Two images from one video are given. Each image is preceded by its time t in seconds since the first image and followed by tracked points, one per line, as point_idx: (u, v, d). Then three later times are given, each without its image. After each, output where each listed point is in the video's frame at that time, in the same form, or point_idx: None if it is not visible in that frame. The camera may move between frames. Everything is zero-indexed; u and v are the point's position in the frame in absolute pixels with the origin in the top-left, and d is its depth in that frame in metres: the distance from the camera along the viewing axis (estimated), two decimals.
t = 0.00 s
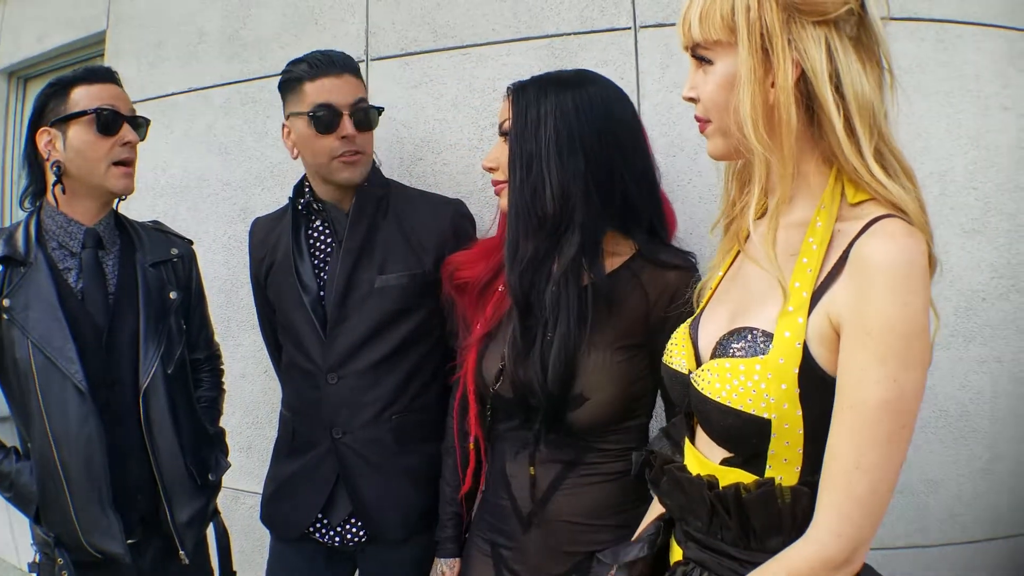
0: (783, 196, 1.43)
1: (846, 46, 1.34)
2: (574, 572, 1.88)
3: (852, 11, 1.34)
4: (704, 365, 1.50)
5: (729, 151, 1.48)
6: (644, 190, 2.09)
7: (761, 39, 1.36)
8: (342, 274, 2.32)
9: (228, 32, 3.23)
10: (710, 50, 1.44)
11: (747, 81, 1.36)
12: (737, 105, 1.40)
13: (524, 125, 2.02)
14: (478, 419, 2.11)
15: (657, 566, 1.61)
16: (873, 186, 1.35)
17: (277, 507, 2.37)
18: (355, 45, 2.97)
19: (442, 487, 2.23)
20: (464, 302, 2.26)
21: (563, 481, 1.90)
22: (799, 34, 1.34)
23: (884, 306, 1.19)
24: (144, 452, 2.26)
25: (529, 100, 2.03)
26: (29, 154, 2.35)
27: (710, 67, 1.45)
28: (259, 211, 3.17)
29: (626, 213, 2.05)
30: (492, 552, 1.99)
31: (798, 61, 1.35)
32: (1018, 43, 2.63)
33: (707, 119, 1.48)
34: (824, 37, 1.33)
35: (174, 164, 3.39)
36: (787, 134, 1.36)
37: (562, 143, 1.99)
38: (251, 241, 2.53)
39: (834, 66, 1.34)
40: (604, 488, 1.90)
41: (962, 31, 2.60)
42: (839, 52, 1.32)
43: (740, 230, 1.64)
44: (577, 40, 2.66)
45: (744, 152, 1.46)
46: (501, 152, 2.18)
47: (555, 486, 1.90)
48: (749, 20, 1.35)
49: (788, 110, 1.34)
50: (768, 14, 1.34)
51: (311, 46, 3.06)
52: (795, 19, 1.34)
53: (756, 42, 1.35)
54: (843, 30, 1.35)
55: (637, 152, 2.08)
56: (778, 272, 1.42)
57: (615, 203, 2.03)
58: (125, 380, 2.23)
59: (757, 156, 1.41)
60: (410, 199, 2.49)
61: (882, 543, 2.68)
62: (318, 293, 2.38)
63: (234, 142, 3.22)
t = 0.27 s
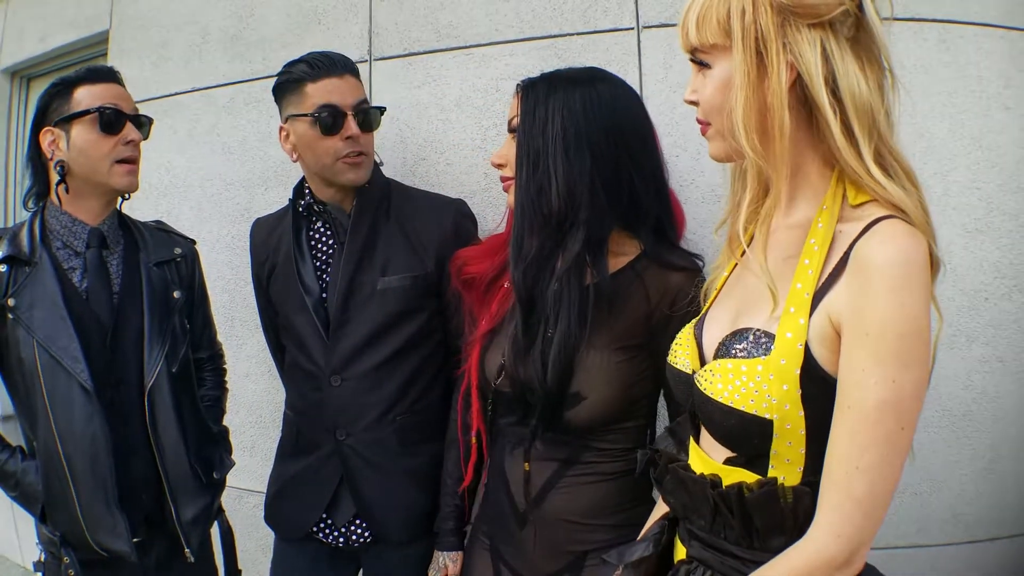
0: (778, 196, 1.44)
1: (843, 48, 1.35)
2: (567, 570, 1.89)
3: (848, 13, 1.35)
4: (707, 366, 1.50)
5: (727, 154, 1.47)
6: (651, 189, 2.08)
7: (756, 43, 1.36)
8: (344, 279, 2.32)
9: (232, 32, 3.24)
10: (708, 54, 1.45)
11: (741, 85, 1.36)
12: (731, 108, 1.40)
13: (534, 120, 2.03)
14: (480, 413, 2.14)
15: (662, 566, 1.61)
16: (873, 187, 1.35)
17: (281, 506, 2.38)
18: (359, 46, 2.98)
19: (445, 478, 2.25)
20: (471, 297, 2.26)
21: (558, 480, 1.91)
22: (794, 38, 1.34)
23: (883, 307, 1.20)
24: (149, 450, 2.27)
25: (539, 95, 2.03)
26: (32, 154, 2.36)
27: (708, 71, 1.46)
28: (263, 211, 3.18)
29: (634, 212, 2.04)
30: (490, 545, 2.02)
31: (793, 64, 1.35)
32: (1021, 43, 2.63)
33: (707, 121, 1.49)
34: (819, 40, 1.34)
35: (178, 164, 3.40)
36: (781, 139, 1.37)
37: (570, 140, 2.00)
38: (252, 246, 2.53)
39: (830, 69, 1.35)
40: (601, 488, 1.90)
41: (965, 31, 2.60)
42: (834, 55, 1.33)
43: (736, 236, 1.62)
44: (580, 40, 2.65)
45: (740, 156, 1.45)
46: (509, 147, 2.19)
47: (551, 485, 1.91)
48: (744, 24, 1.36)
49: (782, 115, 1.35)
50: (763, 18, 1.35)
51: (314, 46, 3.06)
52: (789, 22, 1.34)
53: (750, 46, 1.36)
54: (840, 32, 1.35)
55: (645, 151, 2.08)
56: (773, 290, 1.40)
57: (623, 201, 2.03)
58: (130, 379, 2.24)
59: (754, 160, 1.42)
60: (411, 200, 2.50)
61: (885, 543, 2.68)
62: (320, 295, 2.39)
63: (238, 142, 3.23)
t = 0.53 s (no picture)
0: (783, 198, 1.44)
1: (848, 49, 1.34)
2: (568, 570, 1.88)
3: (853, 15, 1.34)
4: (712, 365, 1.50)
5: (733, 156, 1.48)
6: (656, 189, 2.08)
7: (761, 46, 1.36)
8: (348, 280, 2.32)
9: (235, 32, 3.24)
10: (713, 57, 1.45)
11: (746, 88, 1.37)
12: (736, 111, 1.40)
13: (543, 119, 2.03)
14: (483, 411, 2.13)
15: (666, 565, 1.61)
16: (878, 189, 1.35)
17: (285, 506, 2.38)
18: (362, 46, 2.98)
19: (449, 476, 2.26)
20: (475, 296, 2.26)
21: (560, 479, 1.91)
22: (798, 40, 1.34)
23: (887, 308, 1.20)
24: (152, 450, 2.27)
25: (547, 95, 2.03)
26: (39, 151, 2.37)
27: (713, 73, 1.46)
28: (266, 210, 3.18)
29: (639, 212, 2.05)
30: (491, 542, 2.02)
31: (798, 66, 1.35)
32: None
33: (712, 123, 1.49)
34: (824, 41, 1.34)
35: (181, 164, 3.40)
36: (787, 143, 1.38)
37: (576, 139, 2.00)
38: (252, 246, 2.53)
39: (836, 70, 1.34)
40: (603, 487, 1.90)
41: (969, 31, 2.59)
42: (839, 56, 1.33)
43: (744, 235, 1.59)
44: (583, 41, 2.65)
45: (746, 158, 1.46)
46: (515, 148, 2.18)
47: (552, 485, 1.91)
48: (749, 27, 1.36)
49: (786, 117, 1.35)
50: (767, 20, 1.35)
51: (318, 46, 3.06)
52: (794, 24, 1.34)
53: (755, 49, 1.36)
54: (845, 32, 1.35)
55: (650, 151, 2.09)
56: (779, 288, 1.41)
57: (628, 202, 2.03)
58: (133, 379, 2.24)
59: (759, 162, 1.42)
60: (413, 200, 2.51)
61: (888, 543, 2.68)
62: (322, 296, 2.39)
63: (241, 142, 3.23)
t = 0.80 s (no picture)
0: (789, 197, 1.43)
1: (852, 50, 1.34)
2: (573, 569, 1.88)
3: (857, 16, 1.34)
4: (717, 365, 1.50)
5: (737, 156, 1.48)
6: (659, 188, 2.08)
7: (765, 46, 1.36)
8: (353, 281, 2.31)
9: (237, 32, 3.24)
10: (717, 57, 1.45)
11: (749, 89, 1.37)
12: (740, 112, 1.40)
13: (547, 121, 2.03)
14: (490, 412, 2.14)
15: (671, 565, 1.61)
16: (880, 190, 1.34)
17: (288, 506, 2.38)
18: (364, 46, 2.98)
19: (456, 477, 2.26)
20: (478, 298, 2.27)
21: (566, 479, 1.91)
22: (803, 41, 1.34)
23: (891, 309, 1.19)
24: (153, 449, 2.27)
25: (552, 96, 2.03)
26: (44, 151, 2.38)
27: (717, 74, 1.47)
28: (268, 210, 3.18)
29: (642, 212, 2.05)
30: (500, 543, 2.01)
31: (803, 67, 1.35)
32: None
33: (717, 123, 1.49)
34: (828, 43, 1.34)
35: (183, 163, 3.40)
36: (790, 144, 1.37)
37: (580, 139, 2.00)
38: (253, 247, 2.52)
39: (840, 71, 1.34)
40: (608, 487, 1.90)
41: (972, 31, 2.59)
42: (843, 57, 1.32)
43: (748, 236, 1.60)
44: (585, 40, 2.64)
45: (750, 160, 1.46)
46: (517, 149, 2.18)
47: (557, 486, 1.91)
48: (753, 28, 1.36)
49: (790, 118, 1.35)
50: (771, 21, 1.35)
51: (320, 45, 3.06)
52: (798, 25, 1.34)
53: (759, 49, 1.36)
54: (849, 34, 1.34)
55: (652, 150, 2.09)
56: (784, 289, 1.40)
57: (632, 201, 2.04)
58: (135, 378, 2.24)
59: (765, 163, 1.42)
60: (418, 201, 2.51)
61: (890, 544, 2.67)
62: (326, 296, 2.38)
63: (243, 141, 3.23)
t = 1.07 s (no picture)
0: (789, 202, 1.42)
1: (851, 51, 1.34)
2: (575, 568, 1.88)
3: (857, 16, 1.34)
4: (719, 366, 1.50)
5: (737, 157, 1.47)
6: (661, 190, 2.10)
7: (765, 47, 1.36)
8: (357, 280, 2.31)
9: (238, 33, 3.25)
10: (717, 58, 1.45)
11: (749, 89, 1.36)
12: (740, 112, 1.40)
13: (554, 124, 2.02)
14: (493, 415, 2.15)
15: (673, 563, 1.61)
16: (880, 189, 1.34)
17: (290, 506, 2.38)
18: (365, 46, 2.98)
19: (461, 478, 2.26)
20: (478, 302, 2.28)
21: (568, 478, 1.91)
22: (802, 41, 1.34)
23: (891, 309, 1.19)
24: (154, 449, 2.27)
25: (559, 98, 2.02)
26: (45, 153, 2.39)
27: (717, 74, 1.46)
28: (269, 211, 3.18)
29: (644, 214, 2.06)
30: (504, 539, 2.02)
31: (802, 67, 1.35)
32: None
33: (717, 124, 1.49)
34: (827, 43, 1.34)
35: (184, 164, 3.41)
36: (790, 144, 1.36)
37: (586, 141, 2.00)
38: (256, 247, 2.53)
39: (839, 72, 1.34)
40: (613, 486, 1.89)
41: (973, 31, 2.59)
42: (843, 57, 1.32)
43: (748, 237, 1.59)
44: (585, 41, 2.64)
45: (750, 160, 1.45)
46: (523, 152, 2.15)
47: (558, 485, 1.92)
48: (752, 29, 1.36)
49: (790, 119, 1.34)
50: (771, 22, 1.35)
51: (321, 46, 3.06)
52: (798, 26, 1.34)
53: (759, 50, 1.36)
54: (848, 35, 1.34)
55: (653, 152, 2.10)
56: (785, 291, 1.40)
57: (634, 201, 2.05)
58: (136, 379, 2.25)
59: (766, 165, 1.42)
60: (420, 202, 2.51)
61: (891, 544, 2.67)
62: (329, 296, 2.37)
63: (244, 142, 3.23)
